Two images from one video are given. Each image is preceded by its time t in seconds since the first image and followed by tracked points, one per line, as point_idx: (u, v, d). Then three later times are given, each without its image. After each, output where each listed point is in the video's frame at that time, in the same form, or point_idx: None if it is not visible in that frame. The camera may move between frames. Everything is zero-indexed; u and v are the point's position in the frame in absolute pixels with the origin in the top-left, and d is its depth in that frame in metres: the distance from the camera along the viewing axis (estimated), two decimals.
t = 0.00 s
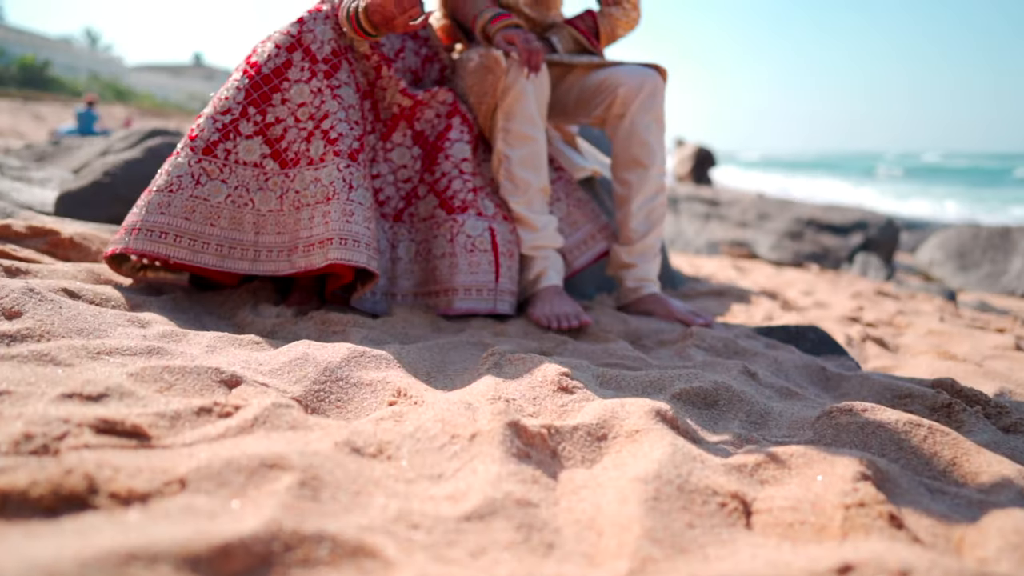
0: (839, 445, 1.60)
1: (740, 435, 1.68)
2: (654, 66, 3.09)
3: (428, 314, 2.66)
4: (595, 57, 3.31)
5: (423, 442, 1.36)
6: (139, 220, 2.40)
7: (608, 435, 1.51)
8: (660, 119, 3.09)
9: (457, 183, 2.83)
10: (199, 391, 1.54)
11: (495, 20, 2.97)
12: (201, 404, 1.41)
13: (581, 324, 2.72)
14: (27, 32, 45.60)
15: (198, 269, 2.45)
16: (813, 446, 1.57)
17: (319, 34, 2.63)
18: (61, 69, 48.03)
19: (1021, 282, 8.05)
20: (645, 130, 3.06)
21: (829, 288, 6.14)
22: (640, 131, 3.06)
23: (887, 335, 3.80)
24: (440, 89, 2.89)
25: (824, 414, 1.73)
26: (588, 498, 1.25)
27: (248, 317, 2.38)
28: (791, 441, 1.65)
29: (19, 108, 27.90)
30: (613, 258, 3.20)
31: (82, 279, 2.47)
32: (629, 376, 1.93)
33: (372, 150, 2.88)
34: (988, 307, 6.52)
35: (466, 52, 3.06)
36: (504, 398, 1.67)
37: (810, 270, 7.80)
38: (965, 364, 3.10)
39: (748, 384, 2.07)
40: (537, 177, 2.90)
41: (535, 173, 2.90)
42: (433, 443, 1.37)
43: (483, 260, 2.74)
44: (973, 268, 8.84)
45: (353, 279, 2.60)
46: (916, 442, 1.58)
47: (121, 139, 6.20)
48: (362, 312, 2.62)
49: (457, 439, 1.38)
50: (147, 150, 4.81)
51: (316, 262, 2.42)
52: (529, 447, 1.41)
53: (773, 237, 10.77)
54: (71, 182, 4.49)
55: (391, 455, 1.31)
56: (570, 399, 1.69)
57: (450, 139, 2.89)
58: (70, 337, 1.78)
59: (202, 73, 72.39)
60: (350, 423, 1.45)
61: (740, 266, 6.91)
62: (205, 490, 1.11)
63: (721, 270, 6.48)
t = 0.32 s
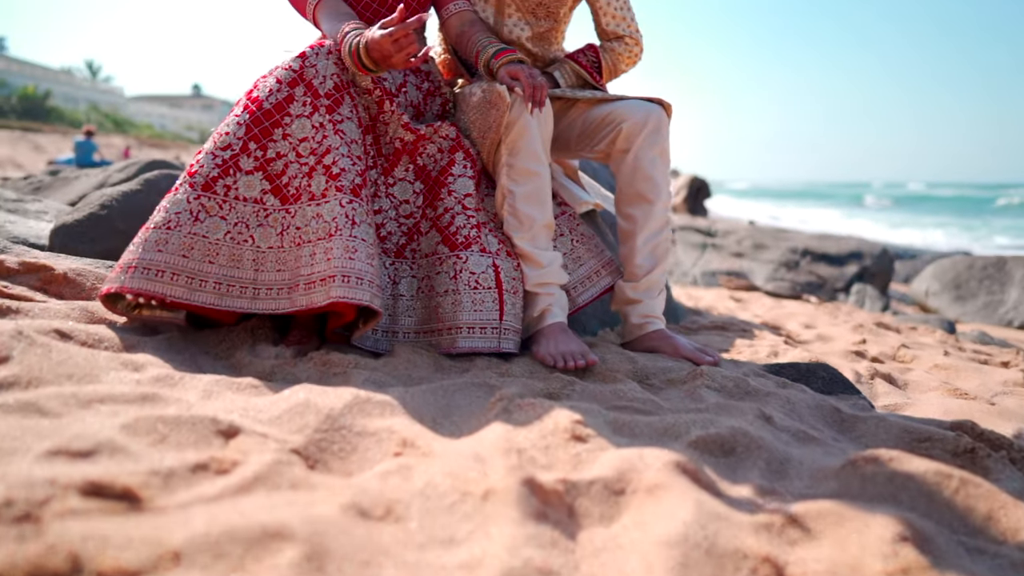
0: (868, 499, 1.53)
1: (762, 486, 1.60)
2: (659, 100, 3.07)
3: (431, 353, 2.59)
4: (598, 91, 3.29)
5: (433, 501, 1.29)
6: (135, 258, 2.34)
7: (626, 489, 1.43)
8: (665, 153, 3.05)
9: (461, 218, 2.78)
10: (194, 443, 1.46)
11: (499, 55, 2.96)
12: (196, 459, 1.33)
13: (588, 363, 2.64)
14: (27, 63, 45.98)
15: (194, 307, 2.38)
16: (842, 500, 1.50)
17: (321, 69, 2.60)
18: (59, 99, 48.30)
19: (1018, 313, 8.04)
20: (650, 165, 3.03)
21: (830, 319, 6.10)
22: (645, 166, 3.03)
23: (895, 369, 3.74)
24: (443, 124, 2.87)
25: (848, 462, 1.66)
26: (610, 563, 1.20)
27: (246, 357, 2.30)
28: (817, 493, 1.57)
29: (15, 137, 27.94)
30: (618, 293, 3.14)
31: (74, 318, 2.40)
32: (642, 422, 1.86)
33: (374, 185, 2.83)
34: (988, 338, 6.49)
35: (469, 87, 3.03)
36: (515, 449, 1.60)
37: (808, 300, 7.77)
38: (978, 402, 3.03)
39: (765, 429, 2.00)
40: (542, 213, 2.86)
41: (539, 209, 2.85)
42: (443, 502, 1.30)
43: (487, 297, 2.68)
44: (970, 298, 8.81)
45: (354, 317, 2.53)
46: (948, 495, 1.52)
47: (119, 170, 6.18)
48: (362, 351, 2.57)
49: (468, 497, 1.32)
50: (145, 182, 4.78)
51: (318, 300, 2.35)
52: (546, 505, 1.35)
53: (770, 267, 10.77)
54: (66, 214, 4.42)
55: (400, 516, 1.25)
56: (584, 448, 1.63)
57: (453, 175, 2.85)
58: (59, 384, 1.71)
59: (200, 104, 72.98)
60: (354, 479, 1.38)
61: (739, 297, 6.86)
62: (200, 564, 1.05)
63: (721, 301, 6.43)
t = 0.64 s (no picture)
0: (904, 558, 1.46)
1: (790, 541, 1.52)
2: (664, 133, 3.03)
3: (433, 393, 2.51)
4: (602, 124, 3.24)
5: (445, 567, 1.21)
6: (127, 296, 2.25)
7: (649, 548, 1.35)
8: (672, 187, 3.00)
9: (464, 253, 2.72)
10: (188, 500, 1.37)
11: (502, 88, 2.92)
12: (190, 521, 1.24)
13: (596, 404, 2.56)
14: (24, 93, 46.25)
15: (189, 347, 2.30)
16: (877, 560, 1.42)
17: (321, 102, 2.55)
18: (55, 128, 48.43)
19: (1019, 343, 8.00)
20: (656, 199, 2.97)
21: (832, 351, 6.03)
22: (652, 200, 2.97)
23: (905, 404, 3.66)
24: (445, 157, 2.82)
25: (880, 515, 1.59)
26: None
27: (242, 400, 2.21)
28: (849, 550, 1.49)
29: (12, 167, 28.02)
30: (623, 329, 3.06)
31: (63, 358, 2.30)
32: (659, 471, 1.77)
33: (375, 219, 2.77)
34: (991, 369, 6.42)
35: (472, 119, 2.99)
36: (529, 503, 1.51)
37: (808, 331, 7.72)
38: (994, 440, 2.95)
39: (786, 477, 1.91)
40: (547, 248, 2.79)
41: (544, 243, 2.79)
42: (456, 567, 1.22)
43: (491, 335, 2.60)
44: (970, 328, 8.76)
45: (354, 356, 2.45)
46: (990, 553, 1.46)
47: (113, 200, 6.11)
48: (362, 391, 2.48)
49: (483, 561, 1.24)
50: (139, 213, 4.70)
51: (317, 339, 2.26)
52: (566, 569, 1.27)
53: (767, 297, 10.73)
54: (58, 246, 4.34)
55: None
56: (601, 502, 1.55)
57: (457, 209, 2.79)
58: (44, 434, 1.61)
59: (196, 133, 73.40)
60: (360, 541, 1.29)
61: (740, 329, 6.79)
62: None
63: (722, 333, 6.36)
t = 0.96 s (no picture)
0: None
1: None
2: (671, 164, 2.97)
3: (437, 433, 2.42)
4: (606, 155, 3.20)
5: None
6: (117, 333, 2.14)
7: None
8: (679, 219, 2.94)
9: (468, 287, 2.64)
10: (181, 562, 1.27)
11: (506, 118, 2.87)
12: None
13: (605, 444, 2.46)
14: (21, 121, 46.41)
15: (180, 387, 2.18)
16: None
17: (321, 132, 2.49)
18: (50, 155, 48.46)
19: (1021, 372, 7.93)
20: (664, 232, 2.91)
21: (835, 381, 5.95)
22: (659, 233, 2.91)
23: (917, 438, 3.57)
24: (449, 188, 2.76)
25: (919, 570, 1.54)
26: None
27: (238, 442, 2.11)
28: None
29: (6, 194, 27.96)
30: (631, 364, 2.99)
31: (49, 398, 2.19)
32: (679, 521, 1.69)
33: (376, 252, 2.70)
34: (995, 400, 6.34)
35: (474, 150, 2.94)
36: (545, 560, 1.43)
37: (809, 361, 7.64)
38: (1013, 478, 2.86)
39: (810, 526, 1.82)
40: (552, 281, 2.72)
41: (549, 277, 2.72)
42: None
43: (497, 371, 2.52)
44: (970, 356, 8.69)
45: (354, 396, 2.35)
46: None
47: (106, 229, 6.03)
48: (362, 431, 2.40)
49: None
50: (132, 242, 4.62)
51: (314, 378, 2.14)
52: None
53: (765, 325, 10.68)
54: (49, 276, 4.24)
55: None
56: (621, 558, 1.46)
57: (460, 241, 2.72)
58: (27, 485, 1.52)
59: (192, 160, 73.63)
60: None
61: (740, 358, 6.72)
62: None
63: (724, 364, 6.28)
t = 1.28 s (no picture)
0: None
1: None
2: (679, 192, 2.92)
3: (441, 471, 2.32)
4: (612, 182, 3.14)
5: None
6: (106, 368, 2.04)
7: None
8: (688, 248, 2.87)
9: (472, 318, 2.56)
10: None
11: (511, 145, 2.82)
12: None
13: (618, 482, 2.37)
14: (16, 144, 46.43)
15: (173, 425, 2.08)
16: None
17: (322, 160, 2.42)
18: (44, 178, 48.39)
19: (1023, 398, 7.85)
20: (673, 260, 2.84)
21: (839, 409, 5.87)
22: (668, 261, 2.84)
23: (931, 471, 3.48)
24: (452, 216, 2.69)
25: None
26: None
27: (233, 483, 2.01)
28: None
29: None
30: (639, 396, 2.90)
31: (34, 437, 2.09)
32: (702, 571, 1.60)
33: (377, 282, 2.62)
34: (1001, 427, 6.25)
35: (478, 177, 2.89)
36: None
37: (810, 387, 7.55)
38: None
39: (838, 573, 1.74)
40: (559, 312, 2.64)
41: (556, 308, 2.64)
42: None
43: (503, 407, 2.43)
44: (971, 382, 8.63)
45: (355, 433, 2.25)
46: None
47: (99, 254, 5.93)
48: (364, 469, 2.31)
49: None
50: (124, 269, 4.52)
51: (312, 416, 2.04)
52: None
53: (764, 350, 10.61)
54: (39, 304, 4.14)
55: None
56: None
57: (464, 271, 2.64)
58: (7, 538, 1.42)
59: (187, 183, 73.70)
60: None
61: (743, 385, 6.63)
62: None
63: (726, 391, 6.19)
